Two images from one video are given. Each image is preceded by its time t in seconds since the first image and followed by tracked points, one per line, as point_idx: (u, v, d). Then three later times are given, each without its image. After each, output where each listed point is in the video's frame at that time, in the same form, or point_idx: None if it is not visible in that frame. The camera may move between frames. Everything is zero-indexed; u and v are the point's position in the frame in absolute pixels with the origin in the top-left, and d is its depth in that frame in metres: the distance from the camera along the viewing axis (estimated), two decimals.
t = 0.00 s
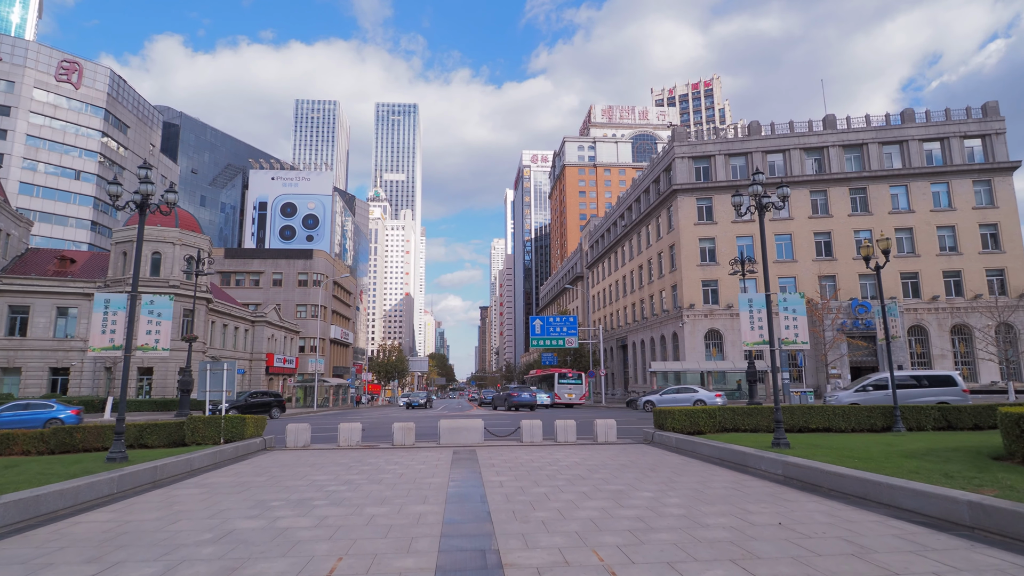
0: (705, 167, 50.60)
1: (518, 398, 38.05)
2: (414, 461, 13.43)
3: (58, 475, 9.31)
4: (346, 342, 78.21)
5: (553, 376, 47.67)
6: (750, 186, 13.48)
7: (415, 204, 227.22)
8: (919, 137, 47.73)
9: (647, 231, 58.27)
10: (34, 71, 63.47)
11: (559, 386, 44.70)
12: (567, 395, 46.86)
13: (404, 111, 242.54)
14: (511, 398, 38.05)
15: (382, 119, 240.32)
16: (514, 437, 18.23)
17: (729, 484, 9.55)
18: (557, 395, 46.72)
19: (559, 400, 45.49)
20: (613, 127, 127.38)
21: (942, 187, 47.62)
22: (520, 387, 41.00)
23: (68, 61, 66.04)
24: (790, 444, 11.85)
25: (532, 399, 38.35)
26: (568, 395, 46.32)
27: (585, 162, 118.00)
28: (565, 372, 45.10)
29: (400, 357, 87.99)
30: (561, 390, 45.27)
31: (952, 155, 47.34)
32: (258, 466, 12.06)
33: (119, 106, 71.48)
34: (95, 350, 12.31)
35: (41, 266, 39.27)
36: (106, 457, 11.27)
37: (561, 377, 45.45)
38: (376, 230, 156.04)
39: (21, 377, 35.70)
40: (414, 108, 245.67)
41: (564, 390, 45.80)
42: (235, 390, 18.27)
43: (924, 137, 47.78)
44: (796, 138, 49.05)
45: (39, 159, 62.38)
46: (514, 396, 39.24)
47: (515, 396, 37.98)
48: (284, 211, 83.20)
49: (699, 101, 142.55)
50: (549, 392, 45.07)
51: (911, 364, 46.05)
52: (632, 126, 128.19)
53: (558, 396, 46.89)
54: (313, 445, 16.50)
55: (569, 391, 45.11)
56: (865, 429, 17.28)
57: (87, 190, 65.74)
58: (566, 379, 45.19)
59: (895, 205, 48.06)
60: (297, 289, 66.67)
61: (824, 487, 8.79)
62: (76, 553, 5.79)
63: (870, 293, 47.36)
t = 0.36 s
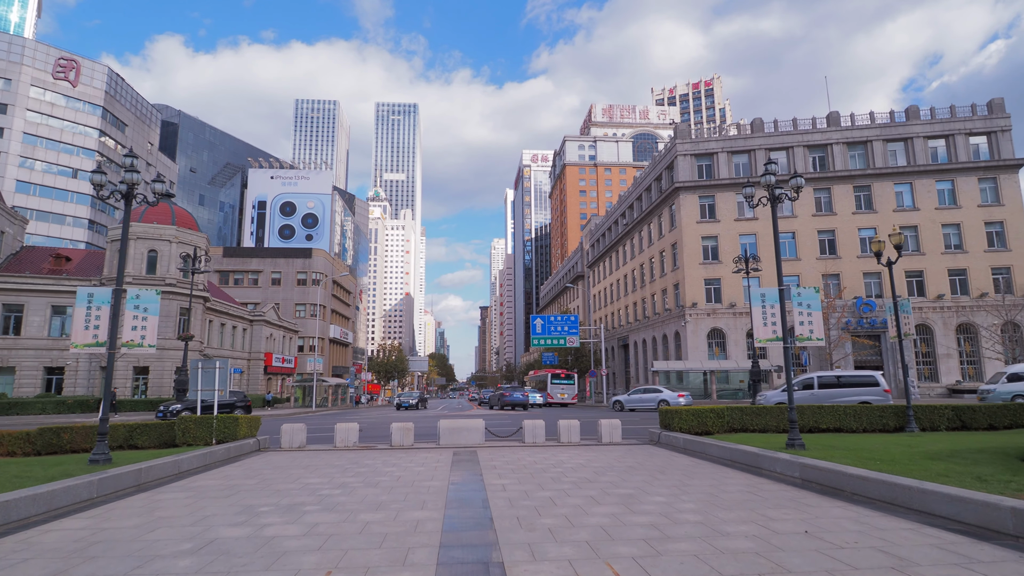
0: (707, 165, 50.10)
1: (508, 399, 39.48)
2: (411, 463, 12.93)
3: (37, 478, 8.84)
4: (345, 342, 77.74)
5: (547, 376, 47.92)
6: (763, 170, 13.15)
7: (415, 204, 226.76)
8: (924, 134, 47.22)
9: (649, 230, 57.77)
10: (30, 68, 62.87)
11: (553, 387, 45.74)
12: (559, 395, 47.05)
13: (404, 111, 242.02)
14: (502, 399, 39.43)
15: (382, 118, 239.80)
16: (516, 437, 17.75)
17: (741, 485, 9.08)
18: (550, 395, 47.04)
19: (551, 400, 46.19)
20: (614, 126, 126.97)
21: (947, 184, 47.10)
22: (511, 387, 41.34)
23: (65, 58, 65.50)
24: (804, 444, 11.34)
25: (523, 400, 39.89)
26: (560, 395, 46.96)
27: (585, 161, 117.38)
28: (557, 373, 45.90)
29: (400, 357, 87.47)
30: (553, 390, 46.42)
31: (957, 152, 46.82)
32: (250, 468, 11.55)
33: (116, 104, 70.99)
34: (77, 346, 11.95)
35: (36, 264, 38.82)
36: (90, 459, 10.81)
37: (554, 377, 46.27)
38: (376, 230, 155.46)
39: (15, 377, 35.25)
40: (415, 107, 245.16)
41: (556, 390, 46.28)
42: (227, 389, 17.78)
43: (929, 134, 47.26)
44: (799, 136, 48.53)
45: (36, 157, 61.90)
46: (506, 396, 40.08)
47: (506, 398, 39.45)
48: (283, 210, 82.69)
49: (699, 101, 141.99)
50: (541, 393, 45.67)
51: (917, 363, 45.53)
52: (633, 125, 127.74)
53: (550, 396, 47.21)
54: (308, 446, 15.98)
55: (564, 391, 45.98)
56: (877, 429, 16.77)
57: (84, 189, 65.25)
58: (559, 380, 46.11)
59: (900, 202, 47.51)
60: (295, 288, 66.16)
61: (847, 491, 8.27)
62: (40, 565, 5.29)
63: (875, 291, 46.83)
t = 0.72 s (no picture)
0: (710, 162, 49.60)
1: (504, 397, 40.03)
2: (411, 465, 12.42)
3: (14, 482, 8.34)
4: (344, 342, 77.26)
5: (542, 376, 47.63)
6: (777, 161, 12.69)
7: (415, 204, 226.29)
8: (930, 131, 46.70)
9: (651, 228, 57.27)
10: (28, 66, 62.26)
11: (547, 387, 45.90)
12: (555, 395, 46.92)
13: (405, 111, 241.60)
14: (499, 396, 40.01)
15: (382, 118, 239.25)
16: (519, 438, 17.24)
17: (758, 490, 8.58)
18: (546, 395, 46.81)
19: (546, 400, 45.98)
20: (615, 125, 126.60)
21: (953, 182, 46.59)
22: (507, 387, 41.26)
23: (63, 56, 64.91)
24: (822, 446, 10.85)
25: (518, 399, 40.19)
26: (555, 395, 46.82)
27: (586, 160, 116.86)
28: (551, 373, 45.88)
29: (400, 357, 86.91)
30: (548, 390, 46.33)
31: (964, 150, 46.32)
32: (241, 471, 11.05)
33: (114, 102, 70.48)
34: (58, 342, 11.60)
35: (32, 263, 38.37)
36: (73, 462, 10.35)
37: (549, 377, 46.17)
38: (376, 230, 154.92)
39: (10, 377, 34.70)
40: (415, 107, 244.66)
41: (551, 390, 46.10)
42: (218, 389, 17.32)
43: (935, 131, 46.74)
44: (803, 133, 47.99)
45: (34, 156, 61.42)
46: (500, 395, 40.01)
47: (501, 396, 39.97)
48: (283, 209, 82.14)
49: (700, 100, 141.52)
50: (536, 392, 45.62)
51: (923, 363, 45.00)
52: (634, 124, 127.34)
53: (545, 395, 46.96)
54: (304, 448, 15.46)
55: (559, 391, 45.88)
56: (891, 430, 16.26)
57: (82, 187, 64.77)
58: (554, 380, 46.11)
59: (905, 200, 46.95)
60: (295, 287, 65.66)
61: (874, 497, 7.75)
62: None
63: (880, 290, 46.30)
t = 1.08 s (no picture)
0: (713, 160, 49.04)
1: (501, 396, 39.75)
2: (410, 469, 11.90)
3: None
4: (344, 341, 76.79)
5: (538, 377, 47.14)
6: (793, 152, 12.15)
7: (415, 203, 225.77)
8: (936, 128, 46.16)
9: (653, 227, 56.75)
10: (25, 64, 61.56)
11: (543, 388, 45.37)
12: (550, 395, 46.70)
13: (405, 110, 241.08)
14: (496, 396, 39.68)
15: (382, 117, 238.67)
16: (521, 441, 16.74)
17: (780, 499, 8.04)
18: (541, 395, 46.40)
19: (541, 400, 45.23)
20: (616, 124, 126.12)
21: (959, 180, 46.07)
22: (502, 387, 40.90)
23: (60, 53, 64.27)
24: (841, 451, 10.33)
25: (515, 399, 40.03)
26: (551, 396, 46.38)
27: (586, 159, 116.30)
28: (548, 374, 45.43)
29: (400, 357, 86.44)
30: (543, 391, 45.92)
31: (970, 147, 45.78)
32: (232, 477, 10.51)
33: (112, 100, 69.91)
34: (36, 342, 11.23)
35: (27, 261, 37.88)
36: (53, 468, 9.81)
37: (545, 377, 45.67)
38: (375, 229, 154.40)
39: (3, 378, 34.09)
40: (415, 106, 244.10)
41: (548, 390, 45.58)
42: (209, 389, 16.85)
43: (941, 128, 46.20)
44: (808, 130, 47.42)
45: (30, 154, 60.91)
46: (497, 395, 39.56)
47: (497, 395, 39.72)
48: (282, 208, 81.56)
49: (700, 100, 141.02)
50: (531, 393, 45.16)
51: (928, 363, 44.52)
52: (635, 123, 126.84)
53: (541, 396, 46.56)
54: (299, 451, 14.93)
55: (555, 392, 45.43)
56: (905, 433, 15.76)
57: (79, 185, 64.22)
58: (550, 381, 45.52)
59: (911, 198, 46.37)
60: (294, 286, 65.12)
61: (904, 507, 7.24)
62: None
63: (885, 289, 45.82)
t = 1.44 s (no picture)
0: (716, 158, 48.51)
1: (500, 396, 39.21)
2: (406, 472, 11.37)
3: None
4: (343, 341, 76.29)
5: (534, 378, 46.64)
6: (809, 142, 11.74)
7: (415, 203, 225.24)
8: (941, 126, 45.62)
9: (654, 226, 56.21)
10: (21, 61, 61.13)
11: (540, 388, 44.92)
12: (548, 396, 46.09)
13: (404, 110, 240.44)
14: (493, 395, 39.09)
15: (382, 117, 238.02)
16: (521, 443, 16.22)
17: (800, 506, 7.50)
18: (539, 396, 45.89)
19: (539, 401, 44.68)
20: (616, 123, 125.53)
21: (965, 178, 45.55)
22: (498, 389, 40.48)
23: (57, 51, 63.76)
24: (860, 454, 9.78)
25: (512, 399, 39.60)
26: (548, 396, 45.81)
27: (587, 158, 115.65)
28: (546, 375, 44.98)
29: (399, 357, 85.94)
30: (541, 391, 45.38)
31: (976, 144, 45.22)
32: (219, 481, 9.99)
33: (110, 98, 69.36)
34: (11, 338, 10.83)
35: (22, 259, 37.43)
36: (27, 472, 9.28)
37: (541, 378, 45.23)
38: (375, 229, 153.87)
39: None
40: (415, 106, 243.45)
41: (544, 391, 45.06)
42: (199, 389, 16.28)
43: (946, 126, 45.68)
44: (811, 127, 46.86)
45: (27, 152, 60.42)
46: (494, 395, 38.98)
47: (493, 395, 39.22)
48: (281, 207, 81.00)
49: (701, 100, 140.39)
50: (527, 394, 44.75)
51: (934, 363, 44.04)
52: (635, 122, 126.24)
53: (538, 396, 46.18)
54: (292, 453, 14.38)
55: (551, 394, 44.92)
56: (919, 434, 15.26)
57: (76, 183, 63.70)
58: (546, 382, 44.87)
59: (916, 196, 45.84)
60: (292, 286, 64.61)
61: (937, 517, 6.69)
62: None
63: (890, 287, 45.30)
